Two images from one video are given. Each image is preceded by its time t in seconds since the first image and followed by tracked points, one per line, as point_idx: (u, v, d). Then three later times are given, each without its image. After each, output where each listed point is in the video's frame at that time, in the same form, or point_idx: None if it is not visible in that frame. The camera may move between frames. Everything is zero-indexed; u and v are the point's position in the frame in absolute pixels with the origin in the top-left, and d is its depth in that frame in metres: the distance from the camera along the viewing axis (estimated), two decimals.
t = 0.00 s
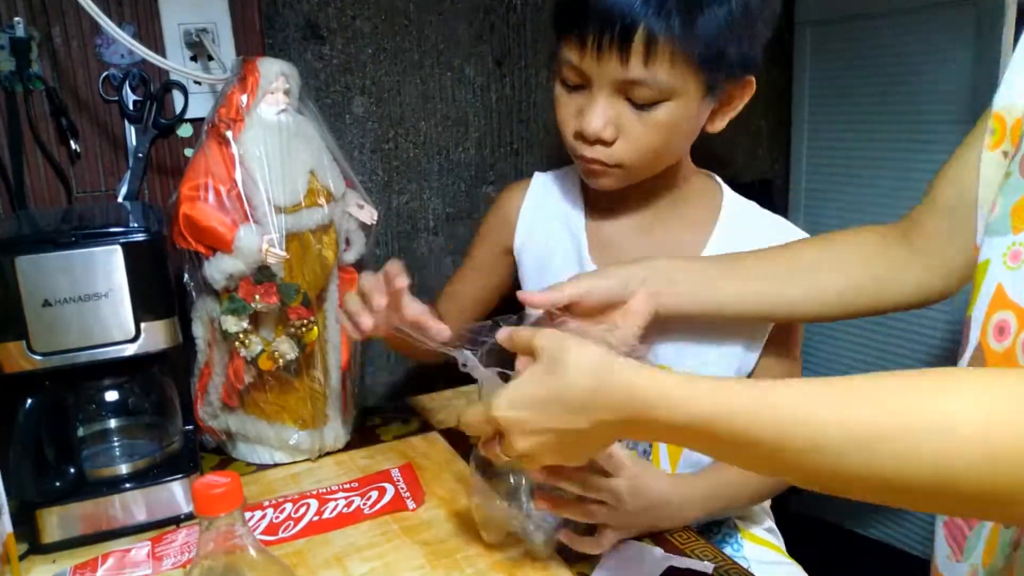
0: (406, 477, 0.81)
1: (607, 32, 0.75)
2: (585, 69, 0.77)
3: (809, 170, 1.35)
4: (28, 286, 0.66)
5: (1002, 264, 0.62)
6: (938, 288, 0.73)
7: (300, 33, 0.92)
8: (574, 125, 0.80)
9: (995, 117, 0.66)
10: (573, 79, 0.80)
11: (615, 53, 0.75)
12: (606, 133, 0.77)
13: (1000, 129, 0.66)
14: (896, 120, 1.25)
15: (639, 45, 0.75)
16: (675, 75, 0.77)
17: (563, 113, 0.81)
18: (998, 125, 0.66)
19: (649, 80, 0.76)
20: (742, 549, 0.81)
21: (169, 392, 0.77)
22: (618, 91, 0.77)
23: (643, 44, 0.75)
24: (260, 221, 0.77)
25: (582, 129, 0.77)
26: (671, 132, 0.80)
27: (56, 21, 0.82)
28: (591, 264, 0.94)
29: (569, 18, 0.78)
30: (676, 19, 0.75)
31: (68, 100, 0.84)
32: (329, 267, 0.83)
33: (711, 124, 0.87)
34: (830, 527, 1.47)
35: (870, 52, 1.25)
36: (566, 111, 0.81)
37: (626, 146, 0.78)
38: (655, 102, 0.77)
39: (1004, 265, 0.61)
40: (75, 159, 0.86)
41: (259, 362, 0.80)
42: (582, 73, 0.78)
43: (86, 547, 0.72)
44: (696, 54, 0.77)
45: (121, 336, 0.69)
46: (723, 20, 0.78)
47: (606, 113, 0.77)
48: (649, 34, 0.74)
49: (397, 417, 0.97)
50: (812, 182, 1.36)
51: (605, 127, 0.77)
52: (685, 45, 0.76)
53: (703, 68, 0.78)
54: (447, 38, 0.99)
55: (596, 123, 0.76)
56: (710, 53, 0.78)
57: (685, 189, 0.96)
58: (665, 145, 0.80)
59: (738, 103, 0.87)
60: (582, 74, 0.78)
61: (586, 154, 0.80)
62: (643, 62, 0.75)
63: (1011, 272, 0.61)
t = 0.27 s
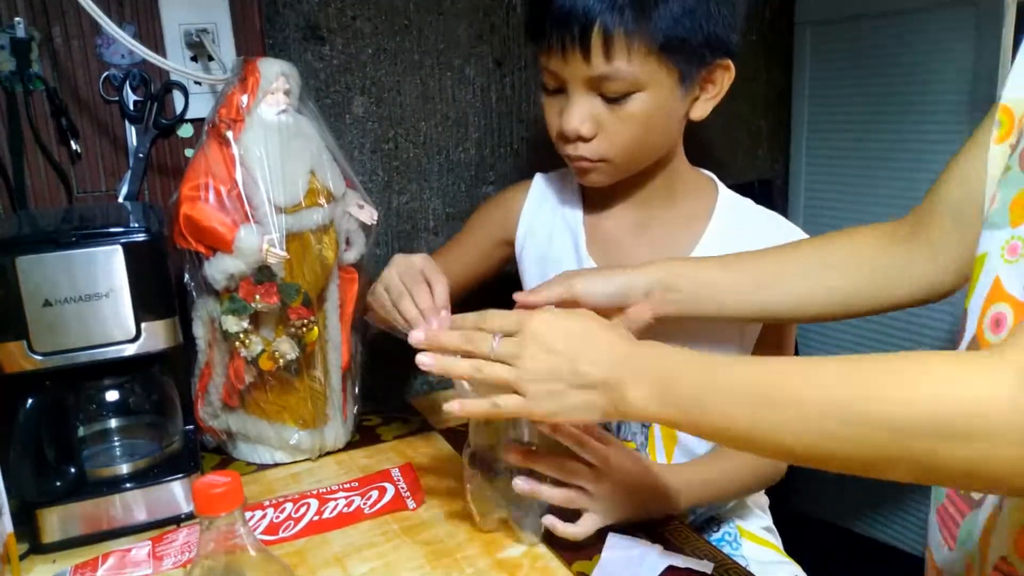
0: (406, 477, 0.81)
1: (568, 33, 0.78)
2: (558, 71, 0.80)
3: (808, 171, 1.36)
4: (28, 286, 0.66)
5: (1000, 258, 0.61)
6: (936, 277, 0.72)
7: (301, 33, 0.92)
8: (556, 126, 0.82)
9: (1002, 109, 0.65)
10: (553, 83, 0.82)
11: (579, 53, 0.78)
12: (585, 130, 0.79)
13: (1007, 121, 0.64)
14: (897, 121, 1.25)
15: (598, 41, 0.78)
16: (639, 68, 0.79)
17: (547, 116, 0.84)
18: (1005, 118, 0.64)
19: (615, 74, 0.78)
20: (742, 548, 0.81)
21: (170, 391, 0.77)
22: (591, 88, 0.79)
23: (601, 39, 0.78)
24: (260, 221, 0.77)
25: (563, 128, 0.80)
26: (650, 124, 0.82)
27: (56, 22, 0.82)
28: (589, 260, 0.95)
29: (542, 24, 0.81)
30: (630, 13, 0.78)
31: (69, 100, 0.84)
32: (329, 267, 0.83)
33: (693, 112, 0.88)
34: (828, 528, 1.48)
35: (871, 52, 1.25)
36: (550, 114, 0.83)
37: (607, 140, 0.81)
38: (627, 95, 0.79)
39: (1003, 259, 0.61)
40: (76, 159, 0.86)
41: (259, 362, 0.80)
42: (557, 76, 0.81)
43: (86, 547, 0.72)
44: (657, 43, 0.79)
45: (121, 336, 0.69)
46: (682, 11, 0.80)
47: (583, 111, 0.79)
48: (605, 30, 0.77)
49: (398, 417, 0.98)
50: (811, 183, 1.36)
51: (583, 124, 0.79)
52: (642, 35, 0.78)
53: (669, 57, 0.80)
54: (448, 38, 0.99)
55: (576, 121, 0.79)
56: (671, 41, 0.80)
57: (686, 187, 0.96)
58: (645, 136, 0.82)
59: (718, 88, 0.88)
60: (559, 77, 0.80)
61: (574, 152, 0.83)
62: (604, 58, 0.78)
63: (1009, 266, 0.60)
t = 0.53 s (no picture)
0: (406, 478, 0.81)
1: (569, 34, 0.78)
2: (558, 70, 0.80)
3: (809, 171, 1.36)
4: (28, 286, 0.66)
5: (980, 270, 0.62)
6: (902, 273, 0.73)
7: (301, 33, 0.92)
8: (555, 123, 0.83)
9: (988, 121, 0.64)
10: (552, 81, 0.82)
11: (579, 53, 0.78)
12: (581, 129, 0.80)
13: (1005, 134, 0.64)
14: (899, 120, 1.25)
15: (598, 41, 0.77)
16: (639, 68, 0.79)
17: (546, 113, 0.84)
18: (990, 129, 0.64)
19: (615, 75, 0.78)
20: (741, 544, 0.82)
21: (169, 391, 0.77)
22: (590, 88, 0.80)
23: (601, 40, 0.77)
24: (260, 221, 0.77)
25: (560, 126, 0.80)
26: (646, 125, 0.82)
27: (56, 21, 0.82)
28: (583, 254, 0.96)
29: (541, 25, 0.81)
30: (630, 15, 0.77)
31: (68, 100, 0.84)
32: (328, 267, 0.83)
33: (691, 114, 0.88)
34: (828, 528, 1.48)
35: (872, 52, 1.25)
36: (548, 110, 0.84)
37: (604, 140, 0.81)
38: (626, 95, 0.80)
39: (982, 272, 0.62)
40: (75, 159, 0.86)
41: (259, 362, 0.80)
42: (556, 74, 0.81)
43: (86, 547, 0.72)
44: (656, 47, 0.79)
45: (121, 336, 0.69)
46: (683, 14, 0.80)
47: (581, 110, 0.80)
48: (606, 31, 0.77)
49: (398, 418, 0.97)
50: (812, 183, 1.36)
51: (581, 123, 0.79)
52: (641, 38, 0.78)
53: (667, 59, 0.80)
54: (448, 38, 0.99)
55: (573, 120, 0.79)
56: (671, 43, 0.79)
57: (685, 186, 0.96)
58: (642, 136, 0.82)
59: (717, 93, 0.88)
60: (559, 76, 0.81)
61: (569, 151, 0.83)
62: (605, 59, 0.78)
63: (990, 280, 0.62)
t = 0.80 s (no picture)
0: (406, 478, 0.81)
1: (559, 42, 0.78)
2: (550, 76, 0.81)
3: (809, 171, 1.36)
4: (28, 286, 0.66)
5: (985, 271, 0.62)
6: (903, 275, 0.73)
7: (301, 33, 0.92)
8: (545, 128, 0.83)
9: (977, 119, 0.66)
10: (544, 86, 0.83)
11: (568, 60, 0.79)
12: (571, 133, 0.80)
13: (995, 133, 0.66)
14: (899, 120, 1.25)
15: (586, 50, 0.78)
16: (626, 75, 0.79)
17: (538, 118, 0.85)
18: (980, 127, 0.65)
19: (603, 82, 0.79)
20: (735, 528, 0.82)
21: (169, 391, 0.77)
22: (579, 94, 0.80)
23: (589, 48, 0.78)
24: (260, 221, 0.77)
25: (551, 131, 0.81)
26: (635, 129, 0.82)
27: (56, 21, 0.82)
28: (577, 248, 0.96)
29: (533, 32, 0.81)
30: (616, 22, 0.77)
31: (68, 100, 0.84)
32: (328, 266, 0.83)
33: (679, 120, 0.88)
34: (828, 528, 1.48)
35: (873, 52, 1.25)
36: (540, 115, 0.84)
37: (591, 145, 0.82)
38: (612, 102, 0.80)
39: (987, 272, 0.62)
40: (75, 159, 0.86)
41: (259, 362, 0.80)
42: (548, 80, 0.81)
43: (86, 547, 0.72)
44: (643, 55, 0.79)
45: (121, 336, 0.69)
46: (671, 23, 0.80)
47: (570, 115, 0.80)
48: (593, 40, 0.77)
49: (398, 417, 0.97)
50: (812, 183, 1.36)
51: (570, 128, 0.80)
52: (629, 47, 0.78)
53: (653, 67, 0.80)
54: (448, 38, 0.99)
55: (563, 125, 0.80)
56: (658, 52, 0.80)
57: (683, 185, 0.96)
58: (630, 141, 0.83)
59: (703, 98, 0.88)
60: (549, 82, 0.81)
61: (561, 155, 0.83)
62: (594, 67, 0.78)
63: (996, 280, 0.61)
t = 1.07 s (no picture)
0: (406, 477, 0.81)
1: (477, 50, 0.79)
2: (474, 88, 0.82)
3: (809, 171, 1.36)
4: (29, 286, 0.66)
5: (969, 271, 0.60)
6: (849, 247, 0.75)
7: (301, 33, 0.92)
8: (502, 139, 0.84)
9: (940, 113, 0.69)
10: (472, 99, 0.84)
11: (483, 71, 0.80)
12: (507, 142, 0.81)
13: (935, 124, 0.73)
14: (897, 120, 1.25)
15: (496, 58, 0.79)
16: (547, 79, 0.80)
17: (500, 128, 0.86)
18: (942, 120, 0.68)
19: (527, 90, 0.79)
20: (746, 522, 0.83)
21: (169, 390, 0.77)
22: (505, 104, 0.81)
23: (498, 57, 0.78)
24: (260, 221, 0.77)
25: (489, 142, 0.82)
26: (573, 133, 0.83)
27: (56, 21, 0.82)
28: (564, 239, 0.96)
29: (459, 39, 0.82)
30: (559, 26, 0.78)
31: (68, 100, 0.84)
32: (328, 266, 0.83)
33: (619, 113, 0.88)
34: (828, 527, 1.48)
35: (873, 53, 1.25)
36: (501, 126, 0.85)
37: (533, 152, 0.83)
38: (540, 109, 0.81)
39: (970, 272, 0.60)
40: (76, 159, 0.86)
41: (259, 362, 0.80)
42: (474, 93, 0.82)
43: (85, 547, 0.72)
44: (557, 56, 0.79)
45: (121, 336, 0.69)
46: (583, 22, 0.80)
47: (506, 124, 0.81)
48: (505, 47, 0.78)
49: (399, 418, 0.97)
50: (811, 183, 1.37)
51: (504, 138, 0.81)
52: (542, 49, 0.78)
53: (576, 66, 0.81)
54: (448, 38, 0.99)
55: (500, 134, 0.81)
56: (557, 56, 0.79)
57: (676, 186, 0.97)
58: (570, 143, 0.84)
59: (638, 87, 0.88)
60: (474, 94, 0.82)
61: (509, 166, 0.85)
62: (510, 78, 0.79)
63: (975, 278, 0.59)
